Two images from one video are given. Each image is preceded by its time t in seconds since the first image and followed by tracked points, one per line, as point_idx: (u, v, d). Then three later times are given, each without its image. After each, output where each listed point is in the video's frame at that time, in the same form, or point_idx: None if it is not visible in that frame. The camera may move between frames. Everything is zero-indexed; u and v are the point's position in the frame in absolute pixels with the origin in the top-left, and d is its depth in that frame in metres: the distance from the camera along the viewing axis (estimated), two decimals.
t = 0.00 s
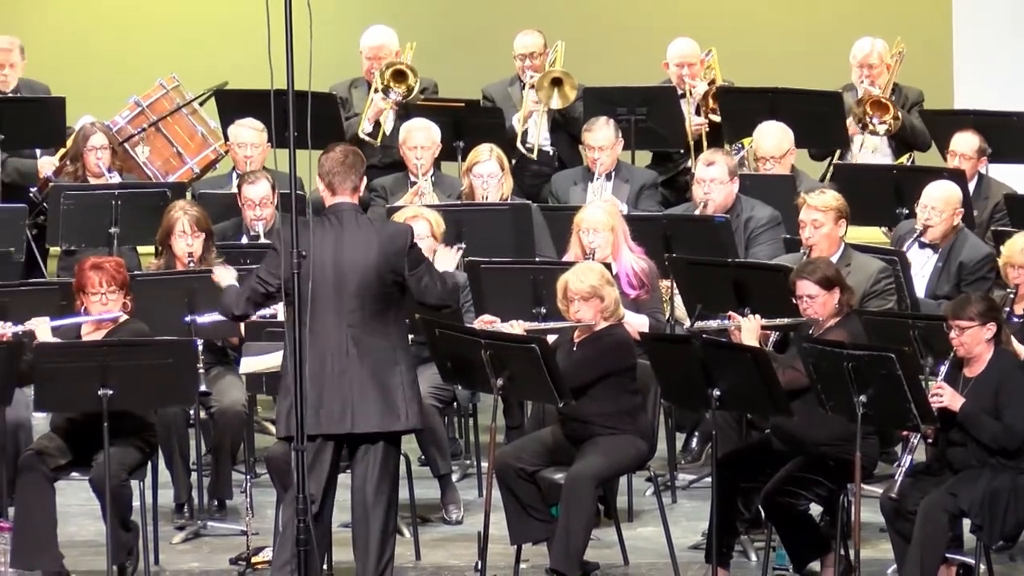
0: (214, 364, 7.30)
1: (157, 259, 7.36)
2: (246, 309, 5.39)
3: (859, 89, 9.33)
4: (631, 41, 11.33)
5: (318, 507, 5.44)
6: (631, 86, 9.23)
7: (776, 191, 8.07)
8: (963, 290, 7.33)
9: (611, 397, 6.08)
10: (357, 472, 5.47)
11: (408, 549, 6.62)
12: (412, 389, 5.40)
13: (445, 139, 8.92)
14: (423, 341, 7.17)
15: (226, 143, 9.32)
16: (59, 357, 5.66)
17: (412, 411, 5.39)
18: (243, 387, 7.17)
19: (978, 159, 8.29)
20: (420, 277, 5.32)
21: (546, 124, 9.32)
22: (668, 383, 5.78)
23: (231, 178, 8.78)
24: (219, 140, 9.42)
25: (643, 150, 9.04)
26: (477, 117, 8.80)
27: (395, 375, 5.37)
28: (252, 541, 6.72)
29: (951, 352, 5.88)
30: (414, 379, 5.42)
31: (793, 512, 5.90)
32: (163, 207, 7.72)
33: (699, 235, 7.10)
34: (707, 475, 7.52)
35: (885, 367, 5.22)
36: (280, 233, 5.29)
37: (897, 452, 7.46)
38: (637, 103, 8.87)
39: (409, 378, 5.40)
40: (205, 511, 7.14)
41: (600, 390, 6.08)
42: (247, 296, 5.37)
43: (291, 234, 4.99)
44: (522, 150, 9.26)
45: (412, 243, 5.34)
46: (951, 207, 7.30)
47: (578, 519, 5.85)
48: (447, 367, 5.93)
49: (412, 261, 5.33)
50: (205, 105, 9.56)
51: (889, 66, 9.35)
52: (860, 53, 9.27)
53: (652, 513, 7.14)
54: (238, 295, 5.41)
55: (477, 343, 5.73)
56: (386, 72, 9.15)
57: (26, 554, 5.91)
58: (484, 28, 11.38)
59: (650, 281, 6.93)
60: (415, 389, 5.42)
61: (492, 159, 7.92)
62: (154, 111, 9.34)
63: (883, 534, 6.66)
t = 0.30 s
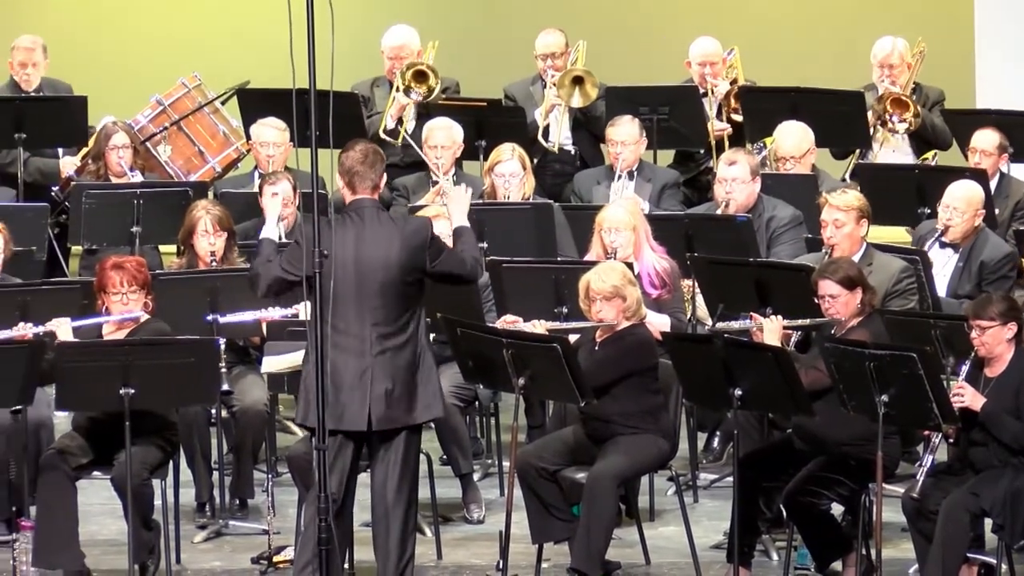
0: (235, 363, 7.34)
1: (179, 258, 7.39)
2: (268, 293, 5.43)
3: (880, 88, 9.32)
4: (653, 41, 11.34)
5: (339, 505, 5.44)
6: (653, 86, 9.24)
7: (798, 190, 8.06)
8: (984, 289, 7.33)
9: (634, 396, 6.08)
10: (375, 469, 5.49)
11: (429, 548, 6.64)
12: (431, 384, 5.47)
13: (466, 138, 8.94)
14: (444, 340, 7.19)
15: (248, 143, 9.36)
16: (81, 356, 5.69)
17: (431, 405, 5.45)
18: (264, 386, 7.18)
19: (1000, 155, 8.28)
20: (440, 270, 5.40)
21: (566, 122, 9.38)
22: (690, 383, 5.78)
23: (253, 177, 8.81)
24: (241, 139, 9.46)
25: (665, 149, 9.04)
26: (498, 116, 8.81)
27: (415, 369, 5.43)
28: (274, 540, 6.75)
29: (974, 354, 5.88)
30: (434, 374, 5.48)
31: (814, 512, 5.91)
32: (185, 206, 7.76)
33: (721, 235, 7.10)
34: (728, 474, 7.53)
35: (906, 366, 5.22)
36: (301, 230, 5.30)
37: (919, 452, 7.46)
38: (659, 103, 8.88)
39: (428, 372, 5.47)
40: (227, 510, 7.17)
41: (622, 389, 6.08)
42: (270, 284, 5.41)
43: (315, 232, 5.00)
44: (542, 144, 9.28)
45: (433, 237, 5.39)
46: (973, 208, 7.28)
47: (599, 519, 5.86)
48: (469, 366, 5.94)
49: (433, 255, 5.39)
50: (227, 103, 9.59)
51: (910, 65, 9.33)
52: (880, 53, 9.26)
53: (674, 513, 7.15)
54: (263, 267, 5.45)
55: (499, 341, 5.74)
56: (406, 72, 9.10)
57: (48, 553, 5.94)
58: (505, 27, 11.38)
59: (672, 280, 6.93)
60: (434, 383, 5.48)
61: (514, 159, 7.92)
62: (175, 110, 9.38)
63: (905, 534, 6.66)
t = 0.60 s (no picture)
0: (251, 363, 7.34)
1: (196, 258, 7.42)
2: (285, 309, 5.44)
3: (895, 89, 9.31)
4: (668, 40, 11.34)
5: (355, 506, 5.47)
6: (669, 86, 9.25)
7: (813, 190, 8.06)
8: (1000, 289, 7.31)
9: (649, 396, 6.09)
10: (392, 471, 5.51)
11: (445, 548, 6.66)
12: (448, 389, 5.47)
13: (481, 138, 8.94)
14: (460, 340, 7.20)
15: (263, 142, 9.38)
16: (93, 356, 5.71)
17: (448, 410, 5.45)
18: (279, 385, 7.20)
19: (1012, 152, 8.27)
20: (458, 277, 5.40)
21: (582, 122, 9.37)
22: (706, 383, 5.78)
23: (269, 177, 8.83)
24: (257, 138, 9.48)
25: (681, 149, 9.04)
26: (514, 116, 8.82)
27: (432, 373, 5.43)
28: (289, 540, 6.77)
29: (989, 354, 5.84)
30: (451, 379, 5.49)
31: (829, 512, 5.91)
32: (201, 206, 7.78)
33: (736, 235, 7.11)
34: (743, 474, 7.53)
35: (921, 366, 5.21)
36: (317, 233, 5.31)
37: (934, 452, 7.46)
38: (674, 103, 8.88)
39: (445, 377, 5.47)
40: (242, 509, 7.19)
41: (637, 388, 6.09)
42: (286, 298, 5.42)
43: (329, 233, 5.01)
44: (559, 142, 9.29)
45: (450, 242, 5.38)
46: (988, 208, 7.27)
47: (614, 518, 5.87)
48: (484, 366, 5.95)
49: (450, 261, 5.38)
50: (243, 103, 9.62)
51: (924, 65, 9.33)
52: (895, 53, 9.26)
53: (689, 513, 7.15)
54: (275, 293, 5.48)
55: (514, 342, 5.75)
56: (422, 72, 9.12)
57: (65, 551, 5.97)
58: (520, 26, 11.39)
59: (687, 280, 6.93)
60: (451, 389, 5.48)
61: (530, 159, 7.93)
62: (191, 110, 9.41)
63: (920, 534, 6.66)
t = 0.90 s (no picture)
0: (266, 363, 7.37)
1: (211, 257, 7.45)
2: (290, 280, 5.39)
3: (911, 89, 9.30)
4: (683, 40, 11.34)
5: (371, 505, 5.49)
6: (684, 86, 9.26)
7: (828, 189, 8.05)
8: (1015, 290, 7.29)
9: (664, 396, 6.09)
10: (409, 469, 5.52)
11: (460, 548, 6.67)
12: (466, 387, 5.45)
13: (497, 138, 8.95)
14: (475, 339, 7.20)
15: (278, 142, 9.41)
16: (108, 355, 5.74)
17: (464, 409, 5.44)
18: (294, 385, 7.21)
19: None
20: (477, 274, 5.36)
21: (598, 122, 9.38)
22: (721, 382, 5.78)
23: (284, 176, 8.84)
24: (272, 138, 9.50)
25: (696, 149, 9.04)
26: (529, 116, 8.83)
27: (449, 370, 5.43)
28: (304, 539, 6.79)
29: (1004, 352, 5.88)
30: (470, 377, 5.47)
31: (844, 512, 5.91)
32: (216, 205, 7.80)
33: (752, 235, 7.10)
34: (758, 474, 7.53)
35: (937, 366, 5.21)
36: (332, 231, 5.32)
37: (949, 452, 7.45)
38: (689, 102, 8.88)
39: (464, 376, 5.45)
40: (257, 509, 7.21)
41: (652, 388, 6.09)
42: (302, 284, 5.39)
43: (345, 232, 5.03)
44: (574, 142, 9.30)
45: (469, 241, 5.36)
46: (1004, 208, 7.27)
47: (630, 518, 5.87)
48: (499, 366, 5.96)
49: (468, 259, 5.35)
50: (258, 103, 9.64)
51: (940, 66, 9.32)
52: (911, 54, 9.25)
53: (704, 513, 7.16)
54: (289, 257, 5.42)
55: (529, 341, 5.75)
56: (437, 72, 9.14)
57: (80, 550, 5.99)
58: (535, 26, 11.39)
59: (703, 280, 6.95)
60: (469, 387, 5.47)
61: (545, 158, 7.91)
62: (206, 109, 9.43)
63: (935, 534, 6.66)
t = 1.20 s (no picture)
0: (285, 363, 7.39)
1: (230, 258, 7.46)
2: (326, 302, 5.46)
3: (930, 89, 9.29)
4: (702, 40, 11.34)
5: (389, 508, 5.51)
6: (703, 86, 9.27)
7: (847, 189, 8.05)
8: None
9: (683, 395, 6.11)
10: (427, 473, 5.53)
11: (479, 547, 6.69)
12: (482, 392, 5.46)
13: (516, 138, 8.96)
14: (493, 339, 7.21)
15: (297, 142, 9.44)
16: (127, 355, 5.77)
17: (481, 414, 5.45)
18: (313, 384, 7.23)
19: None
20: (494, 282, 5.37)
21: (616, 122, 9.38)
22: (739, 382, 5.79)
23: (302, 176, 8.87)
24: (291, 138, 9.53)
25: (715, 149, 9.04)
26: (548, 116, 8.84)
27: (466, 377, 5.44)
28: (323, 539, 6.81)
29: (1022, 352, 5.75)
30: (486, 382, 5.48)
31: (863, 512, 5.91)
32: (235, 205, 7.83)
33: (771, 235, 7.10)
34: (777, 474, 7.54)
35: (955, 366, 5.21)
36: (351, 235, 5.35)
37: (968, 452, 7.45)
38: (708, 102, 8.88)
39: (480, 380, 5.46)
40: (276, 509, 7.23)
41: (671, 388, 6.10)
42: (324, 289, 5.45)
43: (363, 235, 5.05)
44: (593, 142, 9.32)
45: (486, 247, 5.37)
46: None
47: (648, 518, 5.88)
48: (517, 365, 5.97)
49: (486, 265, 5.37)
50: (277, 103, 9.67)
51: (960, 66, 9.31)
52: (930, 53, 9.23)
53: (723, 513, 7.16)
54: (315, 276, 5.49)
55: (548, 341, 5.76)
56: (457, 71, 9.13)
57: (99, 550, 6.02)
58: (554, 25, 11.40)
59: (721, 280, 6.93)
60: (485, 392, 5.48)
61: (564, 158, 7.95)
62: (225, 109, 9.46)
63: (954, 534, 6.66)
